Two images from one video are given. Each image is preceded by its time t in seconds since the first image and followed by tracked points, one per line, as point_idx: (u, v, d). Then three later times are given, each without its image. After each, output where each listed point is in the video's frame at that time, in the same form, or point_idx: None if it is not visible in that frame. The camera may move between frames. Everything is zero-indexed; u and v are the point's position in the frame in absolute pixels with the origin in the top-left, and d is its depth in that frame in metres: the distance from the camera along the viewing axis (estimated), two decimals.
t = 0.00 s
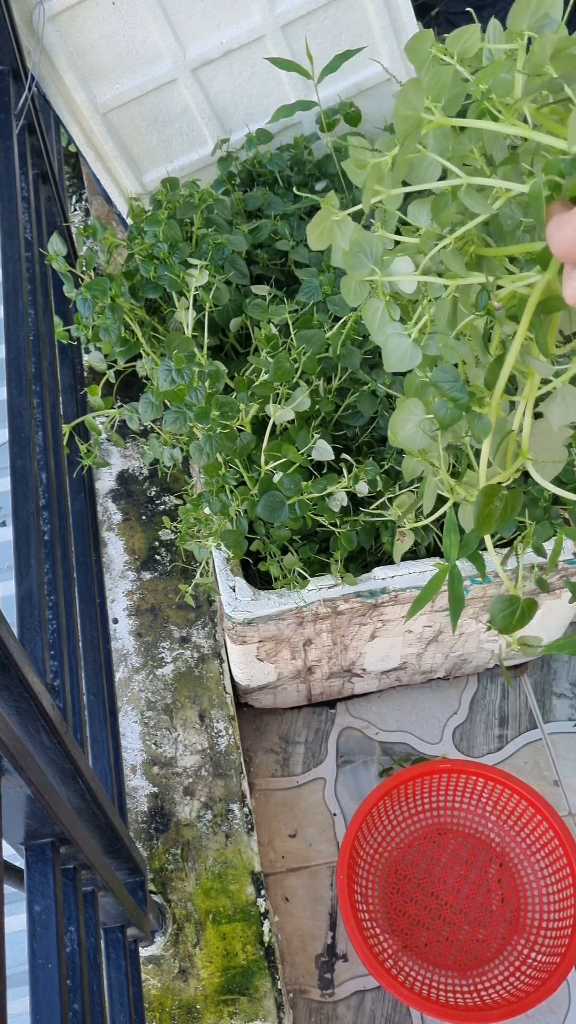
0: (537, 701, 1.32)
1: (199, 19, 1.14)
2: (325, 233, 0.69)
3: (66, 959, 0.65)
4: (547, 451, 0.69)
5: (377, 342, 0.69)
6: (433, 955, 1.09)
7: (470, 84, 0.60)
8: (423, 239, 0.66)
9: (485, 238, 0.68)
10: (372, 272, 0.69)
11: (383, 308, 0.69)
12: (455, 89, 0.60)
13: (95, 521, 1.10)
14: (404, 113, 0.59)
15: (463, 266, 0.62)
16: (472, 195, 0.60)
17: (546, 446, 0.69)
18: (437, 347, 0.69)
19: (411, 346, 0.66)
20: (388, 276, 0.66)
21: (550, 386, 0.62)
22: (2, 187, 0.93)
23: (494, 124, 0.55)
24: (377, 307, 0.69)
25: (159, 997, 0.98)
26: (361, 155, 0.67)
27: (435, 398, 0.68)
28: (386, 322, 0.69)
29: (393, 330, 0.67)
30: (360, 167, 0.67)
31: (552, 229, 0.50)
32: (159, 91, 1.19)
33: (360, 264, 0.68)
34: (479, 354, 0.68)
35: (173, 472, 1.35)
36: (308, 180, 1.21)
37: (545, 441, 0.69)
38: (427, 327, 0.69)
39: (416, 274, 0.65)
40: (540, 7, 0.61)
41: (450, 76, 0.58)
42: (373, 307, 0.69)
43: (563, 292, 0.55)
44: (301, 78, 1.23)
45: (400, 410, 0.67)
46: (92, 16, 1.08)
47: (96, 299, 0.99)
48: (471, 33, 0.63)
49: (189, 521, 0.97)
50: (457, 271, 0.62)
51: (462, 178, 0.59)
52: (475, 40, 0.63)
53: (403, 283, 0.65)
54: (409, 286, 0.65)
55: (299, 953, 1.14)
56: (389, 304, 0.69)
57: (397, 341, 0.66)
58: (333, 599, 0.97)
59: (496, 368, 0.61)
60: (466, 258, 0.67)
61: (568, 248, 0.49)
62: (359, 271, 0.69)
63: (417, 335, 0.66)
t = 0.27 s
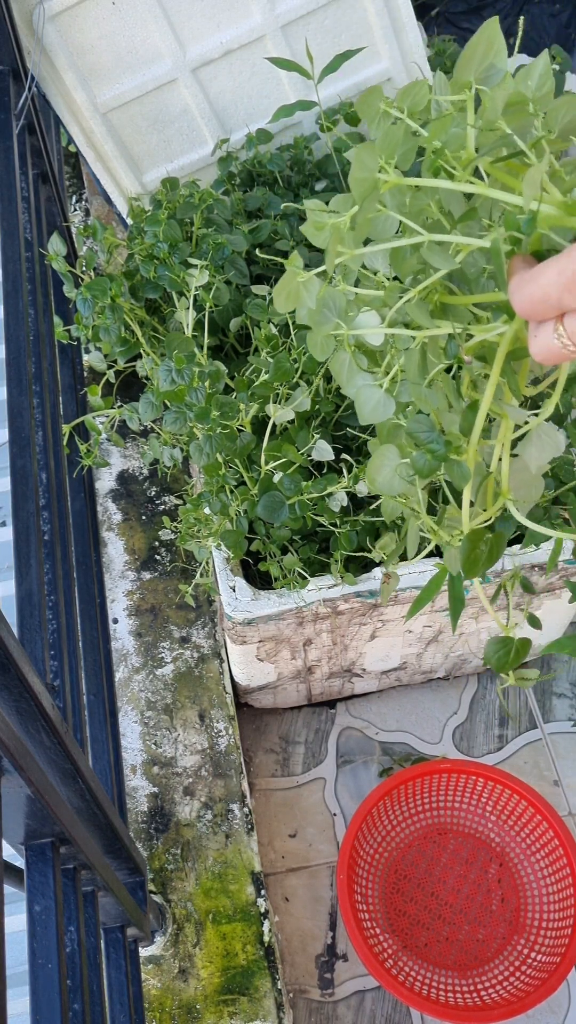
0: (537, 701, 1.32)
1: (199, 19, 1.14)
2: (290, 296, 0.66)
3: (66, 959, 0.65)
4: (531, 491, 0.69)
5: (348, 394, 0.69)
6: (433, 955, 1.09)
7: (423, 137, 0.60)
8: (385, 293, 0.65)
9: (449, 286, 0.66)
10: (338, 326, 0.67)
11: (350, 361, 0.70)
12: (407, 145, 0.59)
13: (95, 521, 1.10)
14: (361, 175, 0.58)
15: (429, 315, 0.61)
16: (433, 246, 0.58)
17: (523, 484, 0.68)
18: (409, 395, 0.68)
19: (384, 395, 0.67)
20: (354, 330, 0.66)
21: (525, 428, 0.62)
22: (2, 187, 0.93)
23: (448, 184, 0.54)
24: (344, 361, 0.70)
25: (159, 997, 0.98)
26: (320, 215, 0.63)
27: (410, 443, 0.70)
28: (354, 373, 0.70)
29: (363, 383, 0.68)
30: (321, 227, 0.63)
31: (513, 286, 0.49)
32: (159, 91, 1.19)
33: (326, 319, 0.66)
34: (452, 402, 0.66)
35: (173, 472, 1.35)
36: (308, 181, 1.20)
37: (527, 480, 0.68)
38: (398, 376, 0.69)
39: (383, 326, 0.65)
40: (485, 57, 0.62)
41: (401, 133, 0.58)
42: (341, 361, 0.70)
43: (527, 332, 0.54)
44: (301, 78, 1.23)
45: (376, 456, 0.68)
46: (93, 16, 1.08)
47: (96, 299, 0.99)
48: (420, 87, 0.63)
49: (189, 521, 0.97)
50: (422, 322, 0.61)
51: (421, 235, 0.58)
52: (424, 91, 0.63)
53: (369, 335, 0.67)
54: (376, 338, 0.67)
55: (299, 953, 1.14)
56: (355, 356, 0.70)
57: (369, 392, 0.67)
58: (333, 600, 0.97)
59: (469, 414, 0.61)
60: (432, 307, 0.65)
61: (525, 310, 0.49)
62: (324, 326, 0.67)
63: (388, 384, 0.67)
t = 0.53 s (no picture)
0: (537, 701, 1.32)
1: (199, 19, 1.14)
2: (263, 318, 0.66)
3: (65, 959, 0.65)
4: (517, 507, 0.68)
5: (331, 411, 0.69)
6: (433, 955, 1.09)
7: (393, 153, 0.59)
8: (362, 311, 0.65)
9: (428, 300, 0.65)
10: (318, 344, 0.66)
11: (334, 376, 0.69)
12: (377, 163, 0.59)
13: (95, 521, 1.10)
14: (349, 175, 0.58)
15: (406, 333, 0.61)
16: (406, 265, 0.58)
17: (509, 500, 0.67)
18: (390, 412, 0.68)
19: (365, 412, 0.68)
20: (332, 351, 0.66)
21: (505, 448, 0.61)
22: (2, 187, 0.93)
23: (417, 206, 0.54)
24: (327, 377, 0.69)
25: (159, 997, 0.98)
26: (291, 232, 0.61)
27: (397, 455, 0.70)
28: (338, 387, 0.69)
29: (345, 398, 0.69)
30: (292, 247, 0.61)
31: (485, 312, 0.49)
32: (159, 91, 1.19)
33: (304, 338, 0.65)
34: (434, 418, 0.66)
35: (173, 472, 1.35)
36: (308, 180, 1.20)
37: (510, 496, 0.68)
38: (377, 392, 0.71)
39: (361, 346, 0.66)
40: (453, 69, 0.60)
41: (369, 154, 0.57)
42: (324, 376, 0.69)
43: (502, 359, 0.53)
44: (302, 78, 1.23)
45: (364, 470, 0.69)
46: (93, 16, 1.08)
47: (96, 298, 0.99)
48: (388, 103, 0.62)
49: (189, 521, 0.97)
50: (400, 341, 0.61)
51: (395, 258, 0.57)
52: (392, 108, 0.62)
53: (351, 353, 0.67)
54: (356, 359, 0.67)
55: (299, 953, 1.14)
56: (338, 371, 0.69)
57: (350, 409, 0.68)
58: (333, 600, 0.97)
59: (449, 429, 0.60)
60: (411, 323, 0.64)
61: (496, 335, 0.49)
62: (304, 345, 0.66)
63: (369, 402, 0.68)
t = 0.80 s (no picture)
0: (537, 701, 1.32)
1: (199, 19, 1.14)
2: (236, 332, 0.64)
3: (66, 959, 0.65)
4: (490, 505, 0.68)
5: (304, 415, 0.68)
6: (433, 955, 1.09)
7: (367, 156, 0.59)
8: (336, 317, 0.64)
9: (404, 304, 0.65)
10: (290, 347, 0.65)
11: (306, 379, 0.67)
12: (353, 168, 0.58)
13: (95, 521, 1.10)
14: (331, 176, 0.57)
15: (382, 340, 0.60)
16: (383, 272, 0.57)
17: (487, 506, 0.68)
18: (365, 417, 0.67)
19: (340, 417, 0.66)
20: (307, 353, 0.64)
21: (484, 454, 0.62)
22: (2, 187, 0.93)
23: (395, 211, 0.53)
24: (299, 380, 0.67)
25: (159, 997, 0.98)
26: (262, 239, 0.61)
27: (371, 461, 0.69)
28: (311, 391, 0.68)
29: (319, 403, 0.67)
30: (263, 252, 0.61)
31: (468, 324, 0.49)
32: (159, 91, 1.19)
33: (276, 342, 0.65)
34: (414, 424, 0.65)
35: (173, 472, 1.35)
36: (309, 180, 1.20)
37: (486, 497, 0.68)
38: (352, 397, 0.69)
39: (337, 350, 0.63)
40: (425, 65, 0.59)
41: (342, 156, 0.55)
42: (296, 379, 0.67)
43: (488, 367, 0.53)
44: (302, 78, 1.23)
45: (335, 474, 0.66)
46: (93, 16, 1.08)
47: (96, 299, 0.99)
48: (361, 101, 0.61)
49: (189, 521, 0.97)
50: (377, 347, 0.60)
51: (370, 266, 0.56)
52: (364, 106, 0.62)
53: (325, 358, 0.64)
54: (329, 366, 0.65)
55: (299, 953, 1.14)
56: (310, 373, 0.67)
57: (325, 415, 0.66)
58: (333, 600, 0.97)
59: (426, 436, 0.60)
60: (386, 327, 0.64)
61: (479, 347, 0.48)
62: (277, 349, 0.65)
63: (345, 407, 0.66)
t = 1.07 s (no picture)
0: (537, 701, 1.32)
1: (198, 19, 1.14)
2: (228, 361, 0.62)
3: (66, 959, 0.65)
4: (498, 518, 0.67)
5: (299, 438, 0.65)
6: (433, 955, 1.09)
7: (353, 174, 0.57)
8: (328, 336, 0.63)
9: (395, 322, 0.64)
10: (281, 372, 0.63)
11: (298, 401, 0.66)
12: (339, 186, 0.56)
13: (95, 521, 1.10)
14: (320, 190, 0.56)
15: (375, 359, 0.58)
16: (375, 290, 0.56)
17: (493, 519, 0.67)
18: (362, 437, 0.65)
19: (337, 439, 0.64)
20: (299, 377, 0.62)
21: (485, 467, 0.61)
22: (2, 187, 0.93)
23: (382, 230, 0.51)
24: (292, 403, 0.66)
25: (159, 997, 0.98)
26: (249, 262, 0.60)
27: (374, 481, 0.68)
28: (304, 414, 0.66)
29: (313, 426, 0.65)
30: (249, 275, 0.59)
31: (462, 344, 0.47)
32: (159, 91, 1.20)
33: (266, 368, 0.62)
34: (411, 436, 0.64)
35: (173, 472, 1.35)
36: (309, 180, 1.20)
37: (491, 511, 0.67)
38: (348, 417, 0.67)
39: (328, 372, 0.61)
40: (404, 79, 0.60)
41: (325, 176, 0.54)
42: (288, 402, 0.65)
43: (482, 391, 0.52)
44: (301, 78, 1.23)
45: (335, 498, 0.65)
46: (93, 16, 1.08)
47: (96, 298, 0.99)
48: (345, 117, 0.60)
49: (189, 521, 0.97)
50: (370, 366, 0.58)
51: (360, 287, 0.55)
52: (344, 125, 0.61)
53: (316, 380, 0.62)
54: (322, 386, 0.65)
55: (299, 953, 1.14)
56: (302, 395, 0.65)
57: (321, 437, 0.64)
58: (333, 600, 0.97)
59: (426, 453, 0.59)
60: (378, 346, 0.63)
61: (473, 368, 0.47)
62: (267, 374, 0.62)
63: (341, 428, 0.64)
